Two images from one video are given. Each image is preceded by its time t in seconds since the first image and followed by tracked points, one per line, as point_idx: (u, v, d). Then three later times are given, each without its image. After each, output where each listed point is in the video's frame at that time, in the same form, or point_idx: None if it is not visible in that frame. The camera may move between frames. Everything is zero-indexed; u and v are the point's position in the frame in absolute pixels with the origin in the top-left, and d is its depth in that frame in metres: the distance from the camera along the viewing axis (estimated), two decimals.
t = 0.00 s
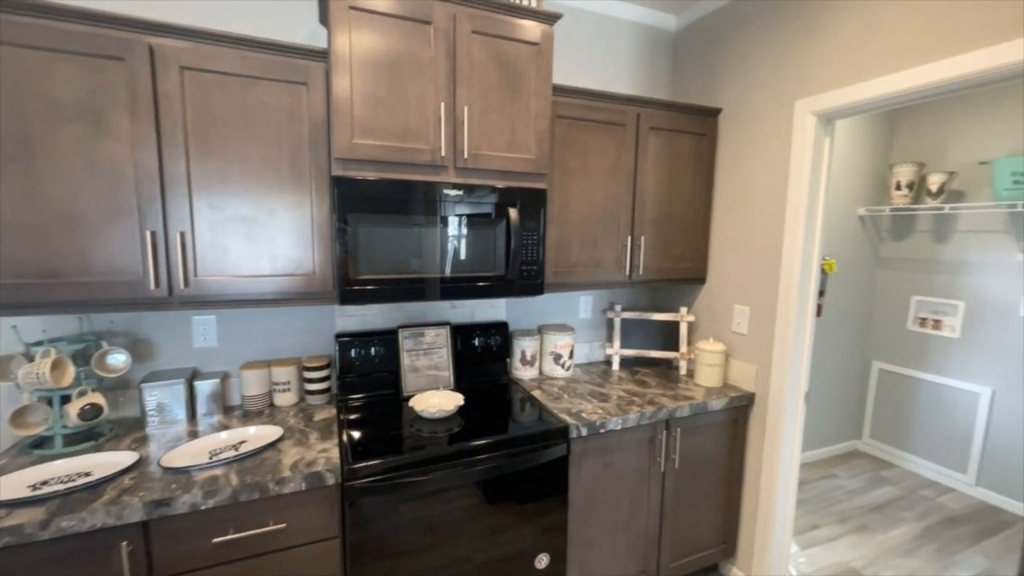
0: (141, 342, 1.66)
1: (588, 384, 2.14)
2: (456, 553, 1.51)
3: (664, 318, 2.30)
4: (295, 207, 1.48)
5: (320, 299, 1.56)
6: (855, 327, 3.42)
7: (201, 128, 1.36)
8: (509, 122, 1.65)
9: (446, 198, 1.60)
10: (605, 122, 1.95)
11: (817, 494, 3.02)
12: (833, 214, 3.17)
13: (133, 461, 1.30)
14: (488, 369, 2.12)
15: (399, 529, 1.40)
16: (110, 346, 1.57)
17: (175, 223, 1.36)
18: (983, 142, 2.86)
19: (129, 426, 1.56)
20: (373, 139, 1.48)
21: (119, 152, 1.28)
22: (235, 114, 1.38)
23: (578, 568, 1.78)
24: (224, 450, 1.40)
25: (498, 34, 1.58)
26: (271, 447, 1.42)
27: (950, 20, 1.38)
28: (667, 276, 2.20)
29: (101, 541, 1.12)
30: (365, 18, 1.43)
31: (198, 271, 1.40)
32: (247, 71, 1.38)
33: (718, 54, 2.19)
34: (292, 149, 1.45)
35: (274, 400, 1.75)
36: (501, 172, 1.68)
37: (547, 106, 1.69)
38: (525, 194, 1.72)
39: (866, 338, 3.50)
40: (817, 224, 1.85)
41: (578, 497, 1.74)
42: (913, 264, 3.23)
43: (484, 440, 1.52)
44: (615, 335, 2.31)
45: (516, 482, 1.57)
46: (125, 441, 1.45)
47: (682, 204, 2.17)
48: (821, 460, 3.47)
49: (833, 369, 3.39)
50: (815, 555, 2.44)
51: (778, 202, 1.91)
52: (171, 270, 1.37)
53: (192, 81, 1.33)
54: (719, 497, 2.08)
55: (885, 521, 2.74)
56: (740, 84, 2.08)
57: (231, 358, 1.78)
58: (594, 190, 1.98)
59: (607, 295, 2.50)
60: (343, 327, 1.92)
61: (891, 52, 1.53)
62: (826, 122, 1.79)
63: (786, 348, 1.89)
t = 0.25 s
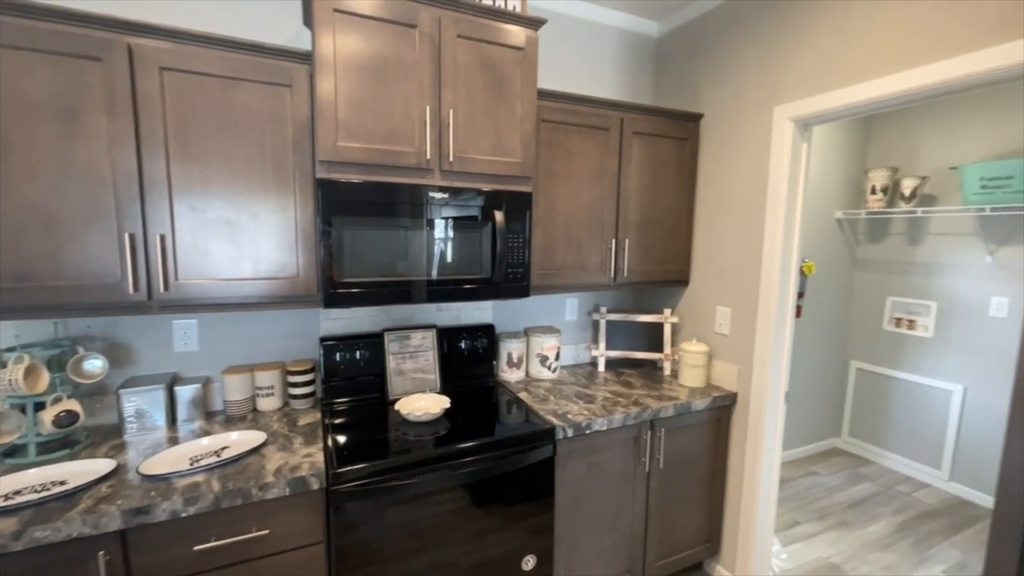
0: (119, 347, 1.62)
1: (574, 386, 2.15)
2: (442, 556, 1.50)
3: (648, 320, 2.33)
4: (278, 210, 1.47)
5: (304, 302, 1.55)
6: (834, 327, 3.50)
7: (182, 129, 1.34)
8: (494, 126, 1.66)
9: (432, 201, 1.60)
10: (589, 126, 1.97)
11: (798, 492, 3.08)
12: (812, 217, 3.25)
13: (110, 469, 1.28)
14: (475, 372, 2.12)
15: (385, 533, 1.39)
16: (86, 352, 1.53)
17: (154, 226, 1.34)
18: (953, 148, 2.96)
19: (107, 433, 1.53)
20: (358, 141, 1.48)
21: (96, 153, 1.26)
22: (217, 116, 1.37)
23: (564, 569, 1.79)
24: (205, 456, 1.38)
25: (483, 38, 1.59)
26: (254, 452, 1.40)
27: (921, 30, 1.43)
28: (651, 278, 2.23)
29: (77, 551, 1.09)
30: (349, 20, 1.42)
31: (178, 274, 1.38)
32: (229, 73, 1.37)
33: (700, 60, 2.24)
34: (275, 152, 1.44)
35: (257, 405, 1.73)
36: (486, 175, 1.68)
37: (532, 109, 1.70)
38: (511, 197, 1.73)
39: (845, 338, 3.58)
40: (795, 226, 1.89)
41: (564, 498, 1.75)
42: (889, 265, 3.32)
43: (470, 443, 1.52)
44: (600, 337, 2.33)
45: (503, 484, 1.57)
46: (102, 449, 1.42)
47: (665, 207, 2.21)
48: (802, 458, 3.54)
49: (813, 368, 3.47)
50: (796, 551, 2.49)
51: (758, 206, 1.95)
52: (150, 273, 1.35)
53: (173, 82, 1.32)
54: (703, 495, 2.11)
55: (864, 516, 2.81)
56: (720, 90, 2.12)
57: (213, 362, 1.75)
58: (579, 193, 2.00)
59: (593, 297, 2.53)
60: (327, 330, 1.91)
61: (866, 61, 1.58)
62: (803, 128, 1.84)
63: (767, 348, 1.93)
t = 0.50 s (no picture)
0: (96, 352, 1.59)
1: (559, 388, 2.17)
2: (428, 559, 1.50)
3: (632, 321, 2.36)
4: (260, 213, 1.45)
5: (287, 305, 1.53)
6: (813, 328, 3.58)
7: (162, 131, 1.32)
8: (479, 129, 1.67)
9: (417, 204, 1.60)
10: (573, 130, 2.00)
11: (779, 489, 3.14)
12: (791, 220, 3.32)
13: (87, 476, 1.25)
14: (460, 374, 2.13)
15: (370, 537, 1.39)
16: (61, 357, 1.50)
17: (132, 228, 1.32)
18: (925, 154, 3.06)
19: (83, 440, 1.50)
20: (342, 144, 1.47)
21: (72, 155, 1.23)
22: (198, 117, 1.35)
23: (550, 570, 1.80)
24: (185, 462, 1.35)
25: (467, 43, 1.60)
26: (236, 458, 1.38)
27: (893, 40, 1.48)
28: (635, 280, 2.26)
29: (52, 561, 1.07)
30: (334, 23, 1.42)
31: (157, 278, 1.36)
32: (210, 74, 1.35)
33: (681, 66, 2.28)
34: (258, 154, 1.43)
35: (239, 410, 1.71)
36: (471, 179, 1.69)
37: (517, 113, 1.72)
38: (496, 200, 1.74)
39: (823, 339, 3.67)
40: (774, 229, 1.94)
41: (550, 499, 1.76)
42: (864, 267, 3.41)
43: (456, 445, 1.53)
44: (585, 339, 2.36)
45: (489, 486, 1.57)
46: (78, 456, 1.39)
47: (648, 210, 2.24)
48: (782, 456, 3.61)
49: (792, 368, 3.54)
50: (777, 547, 2.54)
51: (738, 209, 2.00)
52: (128, 277, 1.32)
53: (152, 83, 1.30)
54: (686, 494, 2.14)
55: (842, 512, 2.88)
56: (701, 96, 2.16)
57: (193, 367, 1.72)
58: (563, 196, 2.02)
59: (578, 299, 2.55)
60: (311, 333, 1.89)
61: (841, 69, 1.63)
62: (781, 134, 1.89)
63: (748, 349, 1.97)
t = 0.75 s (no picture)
0: (73, 358, 1.56)
1: (546, 389, 2.18)
2: (414, 563, 1.49)
3: (618, 323, 2.38)
4: (244, 215, 1.44)
5: (271, 308, 1.52)
6: (795, 329, 3.65)
7: (142, 132, 1.30)
8: (465, 133, 1.67)
9: (403, 207, 1.60)
10: (559, 134, 2.02)
11: (763, 488, 3.19)
12: (772, 223, 3.39)
13: (63, 485, 1.22)
14: (447, 377, 2.12)
15: (356, 542, 1.38)
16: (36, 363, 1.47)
17: (112, 231, 1.29)
18: (900, 159, 3.15)
19: (59, 447, 1.46)
20: (327, 147, 1.47)
21: (49, 156, 1.21)
22: (180, 119, 1.34)
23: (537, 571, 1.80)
24: (166, 468, 1.33)
25: (453, 47, 1.61)
26: (218, 463, 1.37)
27: (869, 49, 1.53)
28: (620, 282, 2.28)
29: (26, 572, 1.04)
30: (318, 25, 1.42)
31: (137, 281, 1.33)
32: (193, 76, 1.34)
33: (665, 72, 2.32)
34: (241, 156, 1.42)
35: (222, 415, 1.68)
36: (457, 182, 1.69)
37: (502, 117, 1.73)
38: (482, 203, 1.75)
39: (805, 340, 3.74)
40: (755, 232, 1.98)
41: (537, 501, 1.77)
42: (843, 270, 3.49)
43: (442, 448, 1.53)
44: (572, 341, 2.37)
45: (475, 489, 1.58)
46: (54, 464, 1.36)
47: (633, 213, 2.27)
48: (766, 456, 3.67)
49: (775, 369, 3.60)
50: (761, 545, 2.58)
51: (720, 213, 2.03)
52: (107, 280, 1.30)
53: (133, 84, 1.28)
54: (672, 494, 2.16)
55: (823, 510, 2.93)
56: (685, 101, 2.20)
57: (174, 372, 1.69)
58: (549, 199, 2.04)
59: (564, 302, 2.56)
60: (296, 337, 1.88)
61: (820, 76, 1.67)
62: (761, 139, 1.93)
63: (730, 350, 2.01)
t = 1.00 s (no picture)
0: (48, 362, 1.52)
1: (531, 390, 2.19)
2: (398, 565, 1.49)
3: (603, 324, 2.41)
4: (225, 217, 1.43)
5: (253, 311, 1.51)
6: (776, 329, 3.72)
7: (120, 132, 1.29)
8: (449, 135, 1.68)
9: (387, 209, 1.60)
10: (543, 137, 2.03)
11: (745, 486, 3.25)
12: (753, 225, 3.45)
13: (37, 491, 1.20)
14: (432, 379, 2.12)
15: (339, 545, 1.37)
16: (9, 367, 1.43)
17: (88, 232, 1.27)
18: (876, 163, 3.24)
19: (33, 453, 1.43)
20: (310, 148, 1.46)
21: (22, 156, 1.19)
22: (159, 119, 1.33)
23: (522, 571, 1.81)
24: (144, 473, 1.31)
25: (437, 49, 1.62)
26: (198, 467, 1.35)
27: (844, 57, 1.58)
28: (605, 283, 2.31)
29: None
30: (301, 27, 1.42)
31: (115, 283, 1.31)
32: (172, 76, 1.33)
33: (648, 76, 2.35)
34: (222, 157, 1.41)
35: (203, 418, 1.66)
36: (442, 184, 1.70)
37: (486, 120, 1.74)
38: (466, 205, 1.75)
39: (786, 339, 3.81)
40: (735, 234, 2.01)
41: (522, 501, 1.78)
42: (822, 270, 3.56)
43: (426, 449, 1.53)
44: (557, 341, 2.39)
45: (460, 490, 1.58)
46: (27, 470, 1.33)
47: (617, 215, 2.29)
48: (749, 454, 3.73)
49: (757, 368, 3.67)
50: (743, 542, 2.62)
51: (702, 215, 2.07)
52: (84, 282, 1.28)
53: (110, 84, 1.26)
54: (655, 492, 2.19)
55: (804, 506, 2.99)
56: (667, 105, 2.24)
57: (153, 376, 1.67)
58: (534, 201, 2.05)
59: (549, 303, 2.58)
60: (279, 340, 1.86)
61: (797, 82, 1.72)
62: (740, 143, 1.97)
63: (712, 350, 2.04)
